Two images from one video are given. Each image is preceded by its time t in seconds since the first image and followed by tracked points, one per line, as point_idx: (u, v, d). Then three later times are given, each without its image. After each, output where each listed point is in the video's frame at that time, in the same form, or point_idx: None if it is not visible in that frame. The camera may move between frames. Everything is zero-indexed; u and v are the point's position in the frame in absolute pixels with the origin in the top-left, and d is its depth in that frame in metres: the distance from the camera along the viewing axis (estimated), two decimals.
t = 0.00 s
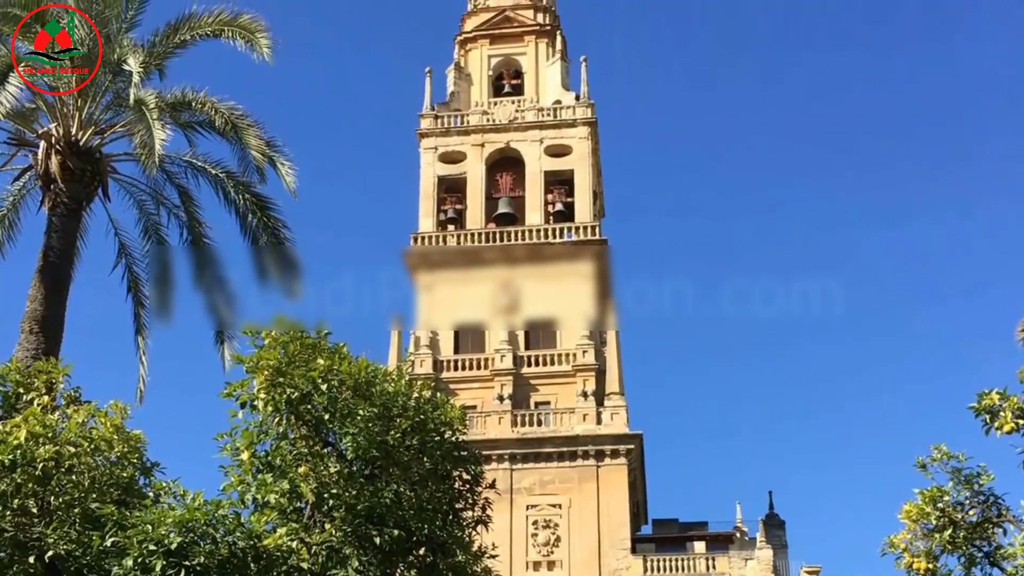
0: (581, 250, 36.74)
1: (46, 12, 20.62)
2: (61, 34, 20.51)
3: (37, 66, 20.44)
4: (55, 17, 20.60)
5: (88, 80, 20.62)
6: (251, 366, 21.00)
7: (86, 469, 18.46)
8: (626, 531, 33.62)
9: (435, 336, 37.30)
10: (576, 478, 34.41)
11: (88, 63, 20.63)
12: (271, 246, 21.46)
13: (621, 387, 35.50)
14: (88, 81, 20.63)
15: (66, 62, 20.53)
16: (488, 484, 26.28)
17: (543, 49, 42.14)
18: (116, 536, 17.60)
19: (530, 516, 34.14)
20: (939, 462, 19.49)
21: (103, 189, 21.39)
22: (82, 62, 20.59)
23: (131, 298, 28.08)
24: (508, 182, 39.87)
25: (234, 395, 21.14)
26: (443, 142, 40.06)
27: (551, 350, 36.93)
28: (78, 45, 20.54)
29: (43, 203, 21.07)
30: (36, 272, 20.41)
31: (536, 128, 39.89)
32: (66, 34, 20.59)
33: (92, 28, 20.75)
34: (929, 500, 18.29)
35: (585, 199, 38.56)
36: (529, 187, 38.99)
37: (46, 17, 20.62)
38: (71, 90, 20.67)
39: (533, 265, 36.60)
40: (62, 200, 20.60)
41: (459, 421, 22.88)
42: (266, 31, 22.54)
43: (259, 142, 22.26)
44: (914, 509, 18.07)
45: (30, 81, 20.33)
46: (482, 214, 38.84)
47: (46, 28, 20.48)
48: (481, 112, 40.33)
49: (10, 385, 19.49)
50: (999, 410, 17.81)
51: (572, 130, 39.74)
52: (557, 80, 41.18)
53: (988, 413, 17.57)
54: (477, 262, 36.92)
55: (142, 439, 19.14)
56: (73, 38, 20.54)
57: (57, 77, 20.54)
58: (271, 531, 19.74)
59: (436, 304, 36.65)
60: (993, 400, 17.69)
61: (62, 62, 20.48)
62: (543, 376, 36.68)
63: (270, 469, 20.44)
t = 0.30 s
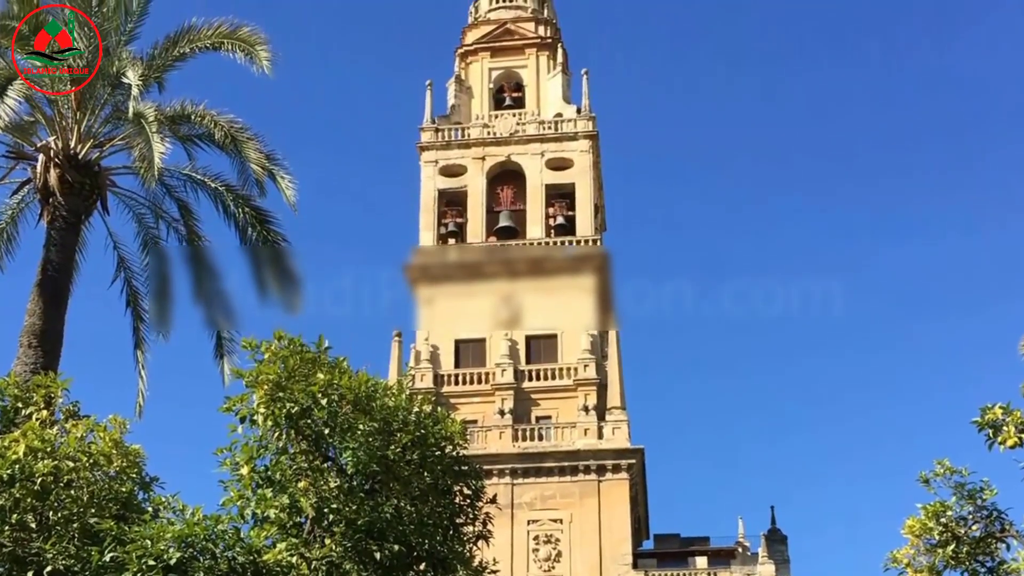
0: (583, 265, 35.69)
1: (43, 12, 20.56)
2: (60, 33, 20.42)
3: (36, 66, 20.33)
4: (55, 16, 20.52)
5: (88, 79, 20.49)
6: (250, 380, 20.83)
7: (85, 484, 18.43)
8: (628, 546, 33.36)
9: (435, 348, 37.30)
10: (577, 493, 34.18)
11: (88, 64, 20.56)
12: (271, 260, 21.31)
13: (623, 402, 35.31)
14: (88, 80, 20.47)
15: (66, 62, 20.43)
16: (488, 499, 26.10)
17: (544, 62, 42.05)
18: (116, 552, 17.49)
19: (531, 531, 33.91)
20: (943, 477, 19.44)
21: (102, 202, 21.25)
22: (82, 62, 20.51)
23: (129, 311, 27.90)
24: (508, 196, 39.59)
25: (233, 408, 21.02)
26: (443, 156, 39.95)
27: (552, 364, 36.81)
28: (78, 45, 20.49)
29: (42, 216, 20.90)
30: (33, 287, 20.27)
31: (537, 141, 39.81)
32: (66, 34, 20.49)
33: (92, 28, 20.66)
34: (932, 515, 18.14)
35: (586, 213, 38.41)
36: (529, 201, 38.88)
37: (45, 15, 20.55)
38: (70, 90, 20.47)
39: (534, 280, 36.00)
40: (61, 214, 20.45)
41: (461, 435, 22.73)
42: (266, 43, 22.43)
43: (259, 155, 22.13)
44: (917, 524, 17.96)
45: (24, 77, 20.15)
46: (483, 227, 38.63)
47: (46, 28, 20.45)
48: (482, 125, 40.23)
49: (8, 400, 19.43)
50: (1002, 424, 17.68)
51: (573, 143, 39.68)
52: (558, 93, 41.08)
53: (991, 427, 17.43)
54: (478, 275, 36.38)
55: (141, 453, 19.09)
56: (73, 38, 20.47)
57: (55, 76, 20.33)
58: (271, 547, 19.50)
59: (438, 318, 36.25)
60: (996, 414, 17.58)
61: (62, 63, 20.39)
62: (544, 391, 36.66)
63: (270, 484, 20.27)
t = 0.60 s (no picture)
0: (583, 277, 36.56)
1: (41, 14, 20.63)
2: (61, 34, 20.37)
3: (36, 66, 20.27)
4: (56, 17, 20.55)
5: (88, 79, 20.33)
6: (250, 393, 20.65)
7: (84, 497, 18.31)
8: (629, 560, 33.12)
9: (436, 361, 37.14)
10: (578, 507, 33.95)
11: (88, 64, 20.44)
12: (271, 272, 21.16)
13: (625, 415, 35.13)
14: (89, 79, 20.33)
15: (66, 61, 20.34)
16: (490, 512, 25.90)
17: (545, 74, 41.97)
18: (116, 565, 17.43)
19: (532, 546, 33.68)
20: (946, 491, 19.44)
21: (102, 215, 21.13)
22: (82, 62, 20.40)
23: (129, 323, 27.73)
24: (510, 208, 39.35)
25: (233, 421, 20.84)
26: (443, 168, 39.88)
27: (553, 377, 36.64)
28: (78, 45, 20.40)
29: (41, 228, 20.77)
30: (32, 299, 20.11)
31: (538, 153, 39.72)
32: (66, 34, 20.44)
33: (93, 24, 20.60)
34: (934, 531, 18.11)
35: (587, 225, 38.30)
36: (530, 213, 38.77)
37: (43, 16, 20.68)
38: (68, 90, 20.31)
39: (536, 293, 36.71)
40: (59, 227, 20.32)
41: (461, 448, 22.58)
42: (266, 55, 22.32)
43: (258, 168, 22.00)
44: (920, 537, 17.87)
45: (23, 76, 20.21)
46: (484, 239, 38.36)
47: (47, 29, 20.47)
48: (483, 137, 40.13)
49: (7, 413, 19.30)
50: (1006, 437, 17.58)
51: (574, 155, 39.58)
52: (559, 105, 40.98)
53: (994, 441, 17.35)
54: (480, 287, 36.59)
55: (139, 467, 18.91)
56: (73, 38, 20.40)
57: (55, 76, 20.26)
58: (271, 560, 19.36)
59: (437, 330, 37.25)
60: (999, 428, 17.50)
61: (61, 62, 20.29)
62: (545, 404, 36.34)
63: (269, 497, 20.06)
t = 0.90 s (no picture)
0: (584, 289, 36.77)
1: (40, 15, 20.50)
2: (60, 33, 20.30)
3: (35, 65, 20.16)
4: (54, 17, 20.44)
5: (88, 79, 20.28)
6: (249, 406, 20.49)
7: (83, 510, 18.17)
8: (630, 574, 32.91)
9: (436, 374, 37.01)
10: (579, 520, 33.73)
11: (88, 64, 20.39)
12: (271, 285, 21.00)
13: (626, 429, 35.00)
14: (88, 81, 20.28)
15: (66, 61, 20.28)
16: (490, 525, 25.74)
17: (546, 86, 41.88)
18: None
19: (533, 559, 33.46)
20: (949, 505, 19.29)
21: (100, 227, 20.96)
22: (82, 62, 20.34)
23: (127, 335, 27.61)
24: (511, 220, 39.16)
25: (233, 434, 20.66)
26: (443, 180, 39.78)
27: (554, 391, 36.44)
28: (78, 45, 20.34)
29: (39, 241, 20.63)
30: (31, 312, 20.00)
31: (539, 165, 39.63)
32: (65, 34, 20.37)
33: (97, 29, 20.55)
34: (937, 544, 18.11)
35: (588, 237, 38.16)
36: (531, 226, 38.67)
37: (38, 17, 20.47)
38: (69, 90, 20.21)
39: (536, 305, 37.13)
40: (58, 239, 20.17)
41: (463, 461, 22.44)
42: (266, 66, 22.22)
43: (258, 180, 21.88)
44: (923, 551, 17.82)
45: (24, 77, 20.10)
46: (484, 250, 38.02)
47: (47, 28, 20.37)
48: (484, 149, 40.02)
49: (6, 426, 19.13)
50: (1009, 451, 17.46)
51: (575, 167, 39.47)
52: (560, 117, 40.89)
53: (996, 453, 17.28)
54: (480, 299, 37.11)
55: (139, 480, 18.76)
56: (72, 37, 20.34)
57: (56, 75, 20.16)
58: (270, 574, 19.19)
59: (439, 342, 37.48)
60: (1002, 441, 17.38)
61: (61, 62, 20.24)
62: (547, 417, 36.09)
63: (269, 511, 19.86)
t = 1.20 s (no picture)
0: (587, 302, 37.05)
1: (39, 14, 20.39)
2: (60, 33, 20.24)
3: (35, 66, 20.03)
4: (54, 16, 20.36)
5: (88, 79, 20.26)
6: (249, 421, 20.29)
7: (82, 526, 18.00)
8: None
9: (436, 389, 36.86)
10: (581, 535, 33.48)
11: (88, 63, 20.33)
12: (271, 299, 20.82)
13: (628, 444, 34.76)
14: (89, 80, 20.25)
15: (66, 61, 20.24)
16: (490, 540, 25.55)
17: (547, 99, 41.78)
18: None
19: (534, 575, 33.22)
20: (951, 520, 19.25)
21: (99, 241, 20.81)
22: (82, 61, 20.30)
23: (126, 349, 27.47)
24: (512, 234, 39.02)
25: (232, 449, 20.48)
26: (444, 194, 39.61)
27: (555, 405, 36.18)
28: (78, 45, 20.29)
29: (38, 254, 20.48)
30: (30, 325, 19.84)
31: (540, 178, 39.51)
32: (65, 32, 20.30)
33: (99, 40, 20.49)
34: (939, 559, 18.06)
35: (590, 250, 37.94)
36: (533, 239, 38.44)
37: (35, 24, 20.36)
38: (69, 90, 20.17)
39: (536, 320, 37.42)
40: (57, 252, 20.01)
41: (463, 476, 22.25)
42: (266, 79, 22.11)
43: (258, 194, 21.74)
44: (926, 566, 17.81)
45: (24, 77, 19.91)
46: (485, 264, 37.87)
47: (46, 28, 20.28)
48: (484, 162, 39.91)
49: (4, 441, 18.94)
50: (1012, 466, 17.57)
51: (576, 180, 39.40)
52: (561, 130, 40.78)
53: (1000, 467, 17.37)
54: (481, 314, 37.57)
55: (138, 495, 18.58)
56: (72, 36, 20.29)
57: (58, 75, 20.15)
58: None
59: (439, 357, 37.44)
60: (1006, 455, 17.49)
61: (61, 62, 20.20)
62: (548, 432, 35.87)
63: (268, 526, 19.65)
